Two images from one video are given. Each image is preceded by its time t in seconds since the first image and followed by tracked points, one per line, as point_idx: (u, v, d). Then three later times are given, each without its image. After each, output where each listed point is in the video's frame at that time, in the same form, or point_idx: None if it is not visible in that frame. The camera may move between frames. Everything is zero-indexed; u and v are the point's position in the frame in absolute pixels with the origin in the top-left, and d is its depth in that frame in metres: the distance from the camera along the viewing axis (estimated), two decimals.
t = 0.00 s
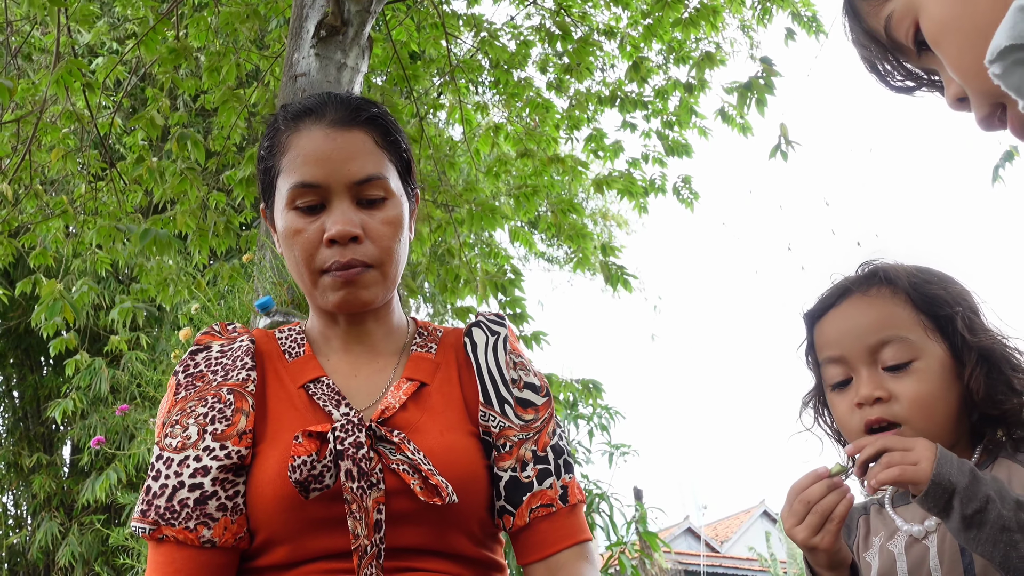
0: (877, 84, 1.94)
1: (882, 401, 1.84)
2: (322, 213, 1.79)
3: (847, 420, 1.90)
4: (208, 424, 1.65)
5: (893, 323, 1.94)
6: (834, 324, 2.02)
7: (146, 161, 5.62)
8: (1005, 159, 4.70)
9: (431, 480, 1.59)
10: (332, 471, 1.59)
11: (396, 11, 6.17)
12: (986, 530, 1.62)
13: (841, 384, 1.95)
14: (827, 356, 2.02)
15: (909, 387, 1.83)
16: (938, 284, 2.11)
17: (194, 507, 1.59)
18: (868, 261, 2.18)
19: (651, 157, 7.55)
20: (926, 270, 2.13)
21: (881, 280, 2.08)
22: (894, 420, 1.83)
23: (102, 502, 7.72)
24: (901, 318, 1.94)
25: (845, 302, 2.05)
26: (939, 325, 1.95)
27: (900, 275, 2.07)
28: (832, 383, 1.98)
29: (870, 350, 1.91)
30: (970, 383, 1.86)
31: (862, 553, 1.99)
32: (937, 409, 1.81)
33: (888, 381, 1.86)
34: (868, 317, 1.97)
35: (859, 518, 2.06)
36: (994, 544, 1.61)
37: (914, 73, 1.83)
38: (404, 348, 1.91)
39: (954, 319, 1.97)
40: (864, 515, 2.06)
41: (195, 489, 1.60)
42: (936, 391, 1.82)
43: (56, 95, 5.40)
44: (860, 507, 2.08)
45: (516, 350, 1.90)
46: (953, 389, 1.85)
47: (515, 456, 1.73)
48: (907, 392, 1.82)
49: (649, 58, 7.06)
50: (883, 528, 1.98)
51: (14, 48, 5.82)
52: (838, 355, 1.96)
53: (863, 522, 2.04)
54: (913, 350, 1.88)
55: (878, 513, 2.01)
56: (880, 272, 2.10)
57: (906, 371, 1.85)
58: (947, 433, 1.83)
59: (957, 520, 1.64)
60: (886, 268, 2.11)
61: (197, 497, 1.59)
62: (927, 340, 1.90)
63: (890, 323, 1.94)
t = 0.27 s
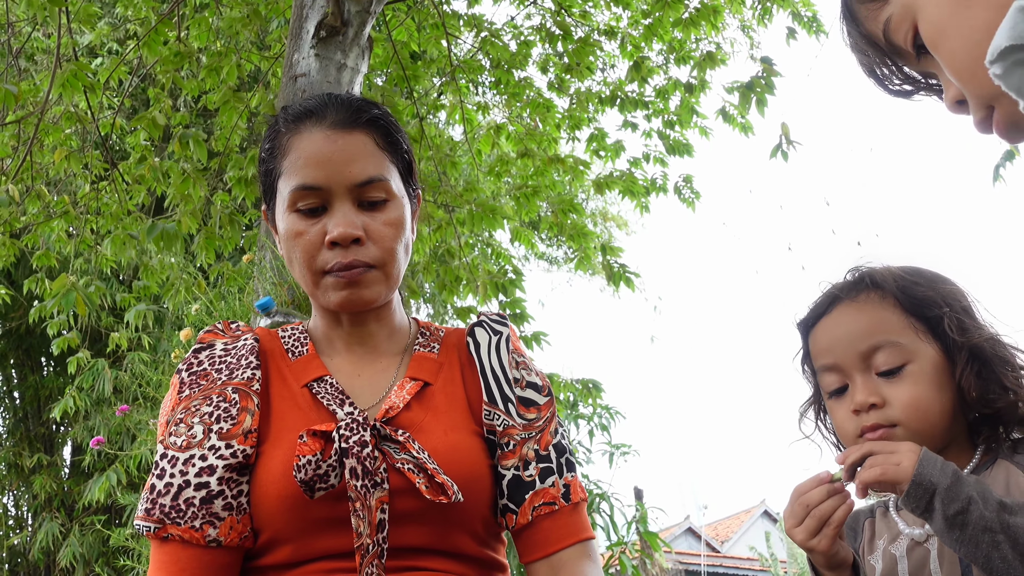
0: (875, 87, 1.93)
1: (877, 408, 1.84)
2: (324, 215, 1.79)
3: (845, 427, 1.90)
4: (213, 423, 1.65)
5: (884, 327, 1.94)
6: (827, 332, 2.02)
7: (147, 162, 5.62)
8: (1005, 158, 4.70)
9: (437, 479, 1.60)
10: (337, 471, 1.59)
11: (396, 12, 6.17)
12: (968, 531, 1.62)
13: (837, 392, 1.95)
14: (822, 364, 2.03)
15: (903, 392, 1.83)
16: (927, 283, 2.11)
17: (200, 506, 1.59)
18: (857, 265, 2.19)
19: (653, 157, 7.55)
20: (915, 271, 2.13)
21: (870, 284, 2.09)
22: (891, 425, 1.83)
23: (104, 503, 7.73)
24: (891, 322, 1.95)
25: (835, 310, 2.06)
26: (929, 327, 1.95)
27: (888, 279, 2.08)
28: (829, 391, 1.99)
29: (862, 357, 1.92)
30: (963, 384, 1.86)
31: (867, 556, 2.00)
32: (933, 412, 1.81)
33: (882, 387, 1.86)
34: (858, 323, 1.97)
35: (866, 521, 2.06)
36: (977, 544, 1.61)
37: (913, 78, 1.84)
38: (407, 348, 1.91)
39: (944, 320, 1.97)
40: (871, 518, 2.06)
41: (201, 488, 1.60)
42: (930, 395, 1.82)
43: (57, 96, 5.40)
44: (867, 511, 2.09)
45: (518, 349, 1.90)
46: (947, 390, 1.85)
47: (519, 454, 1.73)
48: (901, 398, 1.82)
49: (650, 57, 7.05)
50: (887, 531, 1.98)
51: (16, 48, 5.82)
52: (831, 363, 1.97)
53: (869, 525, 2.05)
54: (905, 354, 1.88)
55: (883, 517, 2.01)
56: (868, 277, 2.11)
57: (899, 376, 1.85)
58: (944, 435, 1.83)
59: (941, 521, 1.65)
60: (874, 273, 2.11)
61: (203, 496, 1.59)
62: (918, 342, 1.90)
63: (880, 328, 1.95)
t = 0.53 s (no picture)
0: (878, 86, 1.94)
1: (878, 414, 1.84)
2: (332, 215, 1.79)
3: (848, 434, 1.91)
4: (220, 419, 1.65)
5: (884, 332, 1.94)
6: (828, 337, 2.03)
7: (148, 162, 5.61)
8: (1006, 159, 4.69)
9: (442, 480, 1.59)
10: (343, 470, 1.59)
11: (398, 12, 6.17)
12: (958, 541, 1.61)
13: (840, 398, 1.96)
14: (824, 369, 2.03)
15: (904, 399, 1.83)
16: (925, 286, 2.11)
17: (206, 502, 1.59)
18: (855, 270, 2.19)
19: (654, 157, 7.55)
20: (916, 273, 2.13)
21: (869, 288, 2.08)
22: (893, 432, 1.83)
23: (105, 503, 7.73)
24: (890, 327, 1.95)
25: (835, 316, 2.06)
26: (929, 331, 1.95)
27: (886, 282, 2.08)
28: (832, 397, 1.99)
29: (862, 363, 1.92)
30: (965, 387, 1.86)
31: (872, 558, 2.00)
32: (934, 417, 1.81)
33: (882, 394, 1.86)
34: (858, 328, 1.98)
35: (871, 523, 2.06)
36: (967, 554, 1.60)
37: (914, 76, 1.83)
38: (412, 348, 1.91)
39: (944, 323, 1.96)
40: (876, 520, 2.06)
41: (207, 484, 1.59)
42: (930, 401, 1.82)
43: (58, 96, 5.40)
44: (872, 513, 2.08)
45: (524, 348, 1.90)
46: (947, 394, 1.84)
47: (525, 452, 1.73)
48: (901, 404, 1.82)
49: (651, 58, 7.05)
50: (890, 534, 1.97)
51: (16, 48, 5.82)
52: (833, 370, 1.97)
53: (873, 528, 2.05)
54: (905, 359, 1.88)
55: (888, 519, 2.01)
56: (866, 282, 2.11)
57: (899, 382, 1.85)
58: (945, 440, 1.83)
59: (930, 529, 1.64)
60: (873, 276, 2.11)
61: (208, 492, 1.59)
62: (918, 347, 1.90)
63: (880, 333, 1.95)
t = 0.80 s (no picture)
0: (861, 91, 1.92)
1: (881, 415, 1.84)
2: (345, 214, 1.79)
3: (852, 435, 1.91)
4: (230, 409, 1.65)
5: (886, 333, 1.94)
6: (831, 339, 2.03)
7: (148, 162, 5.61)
8: (1007, 158, 4.69)
9: (450, 478, 1.60)
10: (352, 464, 1.59)
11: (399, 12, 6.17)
12: (957, 548, 1.61)
13: (843, 399, 1.96)
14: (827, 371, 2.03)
15: (906, 399, 1.83)
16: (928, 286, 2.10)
17: (221, 491, 1.59)
18: (858, 271, 2.19)
19: (656, 157, 7.56)
20: (918, 273, 2.13)
21: (872, 289, 2.09)
22: (895, 433, 1.83)
23: (105, 503, 7.73)
24: (892, 328, 1.95)
25: (838, 316, 2.06)
26: (933, 331, 1.94)
27: (889, 283, 2.08)
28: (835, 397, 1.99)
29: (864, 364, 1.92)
30: (973, 385, 1.86)
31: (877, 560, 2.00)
32: (938, 418, 1.81)
33: (885, 395, 1.86)
34: (860, 329, 1.98)
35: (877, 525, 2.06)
36: (966, 562, 1.61)
37: (897, 83, 1.81)
38: (419, 349, 1.91)
39: (949, 322, 1.97)
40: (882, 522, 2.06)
41: (220, 473, 1.59)
42: (933, 401, 1.82)
43: (59, 95, 5.39)
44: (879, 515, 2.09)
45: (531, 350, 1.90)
46: (951, 394, 1.84)
47: (530, 454, 1.73)
48: (904, 405, 1.82)
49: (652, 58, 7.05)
50: (894, 535, 1.97)
51: (17, 47, 5.81)
52: (836, 370, 1.97)
53: (879, 530, 2.05)
54: (907, 360, 1.88)
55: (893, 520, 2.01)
56: (869, 282, 2.11)
57: (902, 382, 1.85)
58: (950, 440, 1.83)
59: (930, 536, 1.64)
60: (876, 277, 2.12)
61: (223, 481, 1.59)
62: (921, 347, 1.90)
63: (883, 334, 1.95)
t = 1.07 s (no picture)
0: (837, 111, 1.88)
1: (888, 414, 1.85)
2: (355, 217, 1.79)
3: (858, 434, 1.91)
4: (224, 420, 1.65)
5: (893, 332, 1.94)
6: (837, 337, 2.03)
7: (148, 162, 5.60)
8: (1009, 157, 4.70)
9: (448, 487, 1.60)
10: (349, 473, 1.59)
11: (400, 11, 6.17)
12: (963, 548, 1.61)
13: (849, 398, 1.96)
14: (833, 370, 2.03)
15: (914, 398, 1.83)
16: (936, 285, 2.10)
17: (203, 502, 1.59)
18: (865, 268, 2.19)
19: (657, 156, 7.56)
20: (925, 271, 2.13)
21: (879, 287, 2.09)
22: (903, 431, 1.83)
23: (106, 504, 7.72)
24: (899, 327, 1.95)
25: (845, 315, 2.06)
26: (941, 329, 1.94)
27: (896, 281, 2.08)
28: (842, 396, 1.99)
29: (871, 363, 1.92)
30: (986, 382, 1.87)
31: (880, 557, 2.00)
32: (945, 416, 1.81)
33: (892, 393, 1.86)
34: (867, 328, 1.98)
35: (880, 522, 2.07)
36: (971, 561, 1.60)
37: (871, 101, 1.76)
38: (425, 354, 1.91)
39: (959, 319, 1.97)
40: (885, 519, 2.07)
41: (206, 484, 1.60)
42: (941, 399, 1.82)
43: (60, 95, 5.38)
44: (881, 512, 2.09)
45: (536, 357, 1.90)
46: (959, 393, 1.85)
47: (531, 463, 1.73)
48: (911, 404, 1.82)
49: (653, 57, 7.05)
50: (897, 532, 1.98)
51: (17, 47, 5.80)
52: (842, 369, 1.98)
53: (882, 526, 2.05)
54: (914, 358, 1.88)
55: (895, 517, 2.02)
56: (876, 280, 2.11)
57: (908, 381, 1.85)
58: (957, 438, 1.83)
59: (935, 535, 1.64)
60: (883, 275, 2.11)
61: (206, 492, 1.60)
62: (928, 346, 1.90)
63: (890, 333, 1.95)
